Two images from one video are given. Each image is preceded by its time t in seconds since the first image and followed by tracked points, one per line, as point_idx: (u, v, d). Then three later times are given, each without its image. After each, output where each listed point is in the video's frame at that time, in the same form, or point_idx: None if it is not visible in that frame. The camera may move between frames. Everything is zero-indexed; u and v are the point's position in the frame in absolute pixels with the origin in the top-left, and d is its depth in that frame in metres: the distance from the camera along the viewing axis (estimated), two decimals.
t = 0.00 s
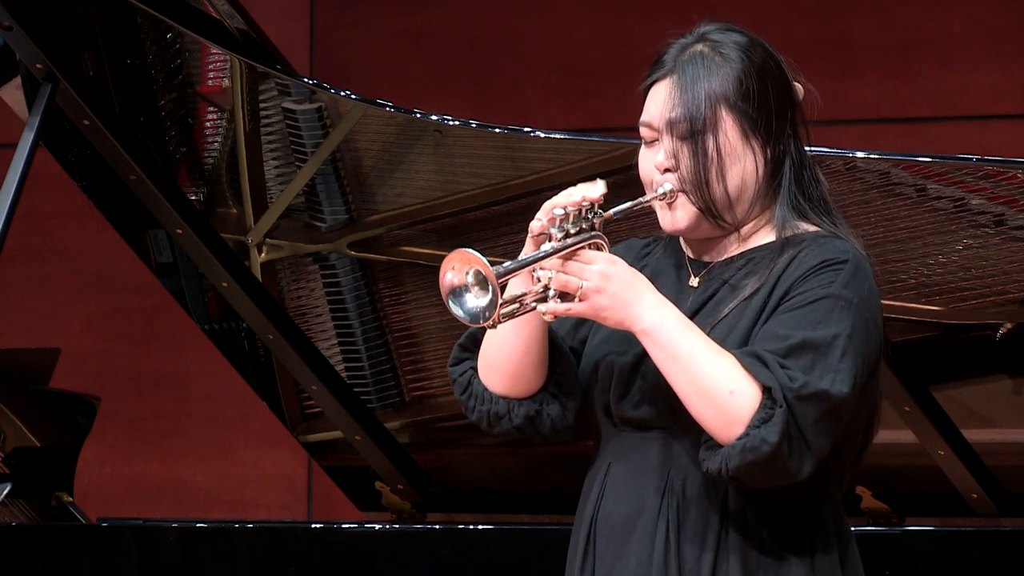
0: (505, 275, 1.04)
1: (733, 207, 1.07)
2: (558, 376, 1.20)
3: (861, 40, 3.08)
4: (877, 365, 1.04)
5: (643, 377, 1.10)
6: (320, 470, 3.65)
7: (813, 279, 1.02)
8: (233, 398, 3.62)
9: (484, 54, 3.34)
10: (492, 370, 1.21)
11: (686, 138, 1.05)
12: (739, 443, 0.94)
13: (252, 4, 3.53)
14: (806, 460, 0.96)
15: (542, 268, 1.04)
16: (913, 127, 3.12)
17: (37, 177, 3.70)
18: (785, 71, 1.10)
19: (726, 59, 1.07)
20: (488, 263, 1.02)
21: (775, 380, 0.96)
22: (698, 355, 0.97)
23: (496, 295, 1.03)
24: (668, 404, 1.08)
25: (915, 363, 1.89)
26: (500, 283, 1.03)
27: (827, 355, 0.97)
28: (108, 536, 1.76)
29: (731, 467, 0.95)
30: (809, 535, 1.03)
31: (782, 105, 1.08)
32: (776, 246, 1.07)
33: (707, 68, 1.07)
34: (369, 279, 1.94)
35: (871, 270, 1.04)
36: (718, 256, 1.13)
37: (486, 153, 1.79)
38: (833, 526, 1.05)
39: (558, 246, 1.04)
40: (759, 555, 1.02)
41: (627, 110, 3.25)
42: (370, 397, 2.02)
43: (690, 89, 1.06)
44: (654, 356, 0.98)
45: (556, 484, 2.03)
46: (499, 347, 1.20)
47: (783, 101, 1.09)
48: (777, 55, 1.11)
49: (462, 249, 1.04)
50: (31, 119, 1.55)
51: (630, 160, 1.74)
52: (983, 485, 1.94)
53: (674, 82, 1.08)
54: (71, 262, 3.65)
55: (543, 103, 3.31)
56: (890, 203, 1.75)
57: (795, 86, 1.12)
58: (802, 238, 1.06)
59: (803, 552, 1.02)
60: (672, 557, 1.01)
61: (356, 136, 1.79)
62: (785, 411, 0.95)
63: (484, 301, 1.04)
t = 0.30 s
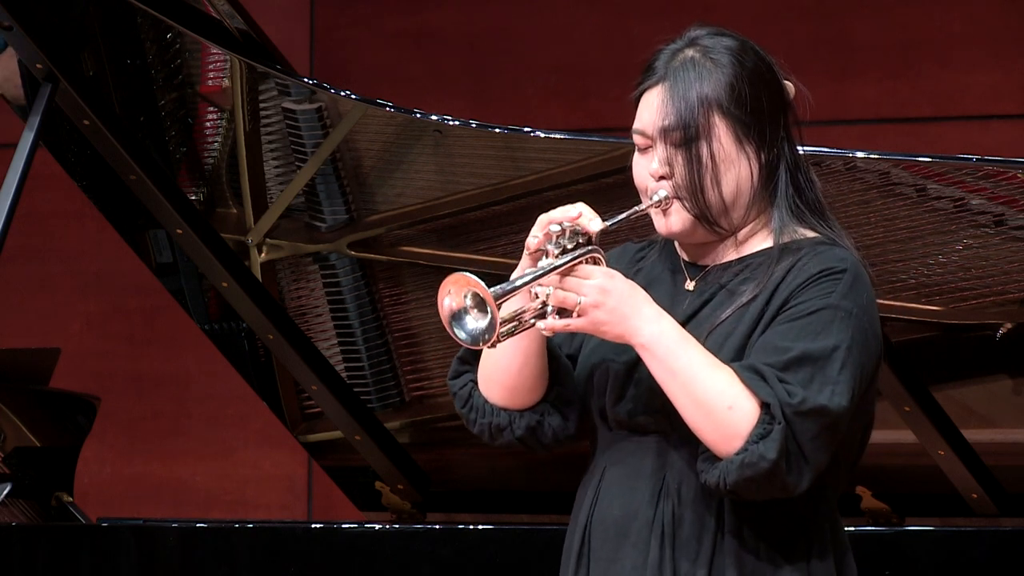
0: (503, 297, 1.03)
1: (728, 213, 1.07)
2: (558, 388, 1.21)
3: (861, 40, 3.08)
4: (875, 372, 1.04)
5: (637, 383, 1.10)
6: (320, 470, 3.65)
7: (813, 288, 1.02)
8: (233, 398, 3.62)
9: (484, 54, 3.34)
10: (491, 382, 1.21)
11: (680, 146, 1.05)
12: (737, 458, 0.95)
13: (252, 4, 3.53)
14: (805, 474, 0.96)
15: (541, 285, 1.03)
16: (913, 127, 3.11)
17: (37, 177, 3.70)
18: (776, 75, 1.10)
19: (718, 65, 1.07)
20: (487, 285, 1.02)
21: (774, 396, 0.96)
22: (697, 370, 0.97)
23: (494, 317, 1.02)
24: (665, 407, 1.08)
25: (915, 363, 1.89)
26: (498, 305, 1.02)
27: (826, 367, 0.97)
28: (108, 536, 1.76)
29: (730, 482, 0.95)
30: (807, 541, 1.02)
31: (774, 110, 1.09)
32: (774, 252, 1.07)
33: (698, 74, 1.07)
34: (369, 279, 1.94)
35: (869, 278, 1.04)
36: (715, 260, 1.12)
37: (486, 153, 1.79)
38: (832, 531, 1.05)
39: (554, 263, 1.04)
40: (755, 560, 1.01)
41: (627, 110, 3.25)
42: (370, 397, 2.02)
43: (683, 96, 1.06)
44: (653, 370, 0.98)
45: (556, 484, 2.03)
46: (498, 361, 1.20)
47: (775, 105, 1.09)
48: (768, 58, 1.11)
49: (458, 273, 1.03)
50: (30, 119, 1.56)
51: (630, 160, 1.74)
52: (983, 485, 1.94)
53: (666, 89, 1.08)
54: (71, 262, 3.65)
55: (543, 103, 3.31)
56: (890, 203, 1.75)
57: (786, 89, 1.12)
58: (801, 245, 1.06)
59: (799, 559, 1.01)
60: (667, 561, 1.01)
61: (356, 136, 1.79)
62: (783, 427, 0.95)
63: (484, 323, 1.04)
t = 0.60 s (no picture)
0: (505, 309, 1.02)
1: (724, 216, 1.07)
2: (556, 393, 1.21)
3: (861, 40, 3.08)
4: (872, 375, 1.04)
5: (635, 383, 1.10)
6: (320, 470, 3.65)
7: (812, 292, 1.02)
8: (233, 398, 3.62)
9: (484, 54, 3.34)
10: (489, 390, 1.21)
11: (675, 150, 1.05)
12: (739, 467, 0.95)
13: (252, 4, 3.53)
14: (806, 480, 0.96)
15: (541, 296, 1.03)
16: (913, 127, 3.11)
17: (37, 177, 3.70)
18: (770, 77, 1.10)
19: (711, 68, 1.07)
20: (490, 298, 1.00)
21: (775, 404, 0.96)
22: (698, 378, 0.97)
23: (499, 332, 1.02)
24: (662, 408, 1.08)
25: (915, 363, 1.89)
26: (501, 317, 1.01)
27: (825, 373, 0.98)
28: (108, 536, 1.76)
29: (731, 490, 0.95)
30: (804, 545, 1.03)
31: (769, 113, 1.09)
32: (771, 254, 1.07)
33: (692, 77, 1.07)
34: (369, 279, 1.94)
35: (866, 280, 1.04)
36: (710, 263, 1.13)
37: (486, 154, 1.79)
38: (828, 533, 1.06)
39: (553, 273, 1.03)
40: (753, 562, 1.01)
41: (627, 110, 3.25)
42: (370, 397, 2.02)
43: (677, 100, 1.06)
44: (654, 379, 0.98)
45: (556, 484, 2.03)
46: (495, 369, 1.20)
47: (769, 108, 1.09)
48: (761, 60, 1.11)
49: (460, 286, 1.03)
50: (31, 119, 1.56)
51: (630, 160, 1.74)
52: (983, 485, 1.94)
53: (660, 93, 1.08)
54: (71, 262, 3.65)
55: (543, 103, 3.31)
56: (890, 203, 1.75)
57: (780, 91, 1.12)
58: (797, 246, 1.06)
59: (797, 563, 1.02)
60: (665, 563, 1.01)
61: (356, 136, 1.79)
62: (785, 435, 0.95)
63: (487, 336, 1.04)
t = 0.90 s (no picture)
0: (503, 305, 1.01)
1: (721, 215, 1.07)
2: (551, 390, 1.21)
3: (861, 41, 3.08)
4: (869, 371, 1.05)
5: (632, 384, 1.10)
6: (320, 470, 3.65)
7: (808, 289, 1.02)
8: (233, 398, 3.62)
9: (484, 54, 3.34)
10: (485, 388, 1.22)
11: (673, 148, 1.05)
12: (737, 463, 0.95)
13: (252, 4, 3.53)
14: (804, 476, 0.96)
15: (539, 292, 1.02)
16: (913, 127, 3.11)
17: (37, 177, 3.70)
18: (768, 76, 1.10)
19: (710, 67, 1.07)
20: (489, 294, 1.00)
21: (773, 400, 0.96)
22: (696, 375, 0.97)
23: (496, 327, 1.01)
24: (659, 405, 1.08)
25: (915, 363, 1.89)
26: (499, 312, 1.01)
27: (823, 369, 0.98)
28: (108, 536, 1.76)
29: (730, 486, 0.95)
30: (802, 542, 1.03)
31: (767, 112, 1.09)
32: (766, 252, 1.07)
33: (691, 76, 1.07)
34: (369, 278, 1.94)
35: (862, 277, 1.04)
36: (706, 261, 1.13)
37: (486, 153, 1.79)
38: (825, 531, 1.06)
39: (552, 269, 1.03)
40: (751, 559, 1.01)
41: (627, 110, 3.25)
42: (370, 397, 2.02)
43: (675, 97, 1.06)
44: (652, 375, 0.98)
45: (556, 484, 2.03)
46: (491, 367, 1.20)
47: (767, 107, 1.09)
48: (759, 59, 1.11)
49: (458, 282, 1.02)
50: (31, 119, 1.56)
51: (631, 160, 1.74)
52: (983, 485, 1.94)
53: (658, 90, 1.07)
54: (71, 262, 3.65)
55: (543, 103, 3.31)
56: (890, 203, 1.74)
57: (778, 89, 1.12)
58: (793, 244, 1.07)
59: (796, 558, 1.02)
60: (663, 562, 1.01)
61: (356, 136, 1.79)
62: (784, 431, 0.95)
63: (484, 332, 1.04)
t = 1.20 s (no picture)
0: (494, 295, 1.03)
1: (717, 212, 1.07)
2: (548, 388, 1.21)
3: (861, 41, 3.08)
4: (865, 369, 1.04)
5: (627, 384, 1.10)
6: (320, 470, 3.65)
7: (802, 284, 1.02)
8: (234, 398, 3.62)
9: (484, 54, 3.34)
10: (482, 385, 1.21)
11: (669, 144, 1.05)
12: (729, 454, 0.95)
13: (252, 4, 3.53)
14: (796, 470, 0.96)
15: (530, 284, 1.04)
16: (913, 127, 3.11)
17: (37, 177, 3.71)
18: (765, 75, 1.11)
19: (707, 64, 1.07)
20: (478, 284, 1.01)
21: (765, 392, 0.96)
22: (687, 367, 0.97)
23: (484, 315, 1.03)
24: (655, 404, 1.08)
25: (915, 363, 1.89)
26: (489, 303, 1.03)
27: (816, 362, 0.97)
28: (108, 536, 1.76)
29: (722, 478, 0.95)
30: (797, 538, 1.03)
31: (763, 110, 1.09)
32: (762, 249, 1.07)
33: (687, 73, 1.07)
34: (369, 279, 1.94)
35: (858, 273, 1.04)
36: (703, 259, 1.13)
37: (485, 153, 1.79)
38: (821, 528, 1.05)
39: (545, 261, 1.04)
40: (748, 556, 1.01)
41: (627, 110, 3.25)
42: (370, 397, 2.02)
43: (672, 95, 1.06)
44: (644, 367, 0.98)
45: (556, 484, 2.03)
46: (488, 364, 1.21)
47: (763, 104, 1.09)
48: (756, 58, 1.11)
49: (449, 270, 1.03)
50: (31, 118, 1.56)
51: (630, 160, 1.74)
52: (983, 485, 1.94)
53: (655, 87, 1.08)
54: (71, 262, 3.65)
55: (543, 103, 3.31)
56: (890, 203, 1.74)
57: (775, 88, 1.12)
58: (788, 241, 1.06)
59: (792, 554, 1.02)
60: (660, 560, 1.01)
61: (356, 136, 1.79)
62: (775, 423, 0.95)
63: (473, 321, 1.04)
